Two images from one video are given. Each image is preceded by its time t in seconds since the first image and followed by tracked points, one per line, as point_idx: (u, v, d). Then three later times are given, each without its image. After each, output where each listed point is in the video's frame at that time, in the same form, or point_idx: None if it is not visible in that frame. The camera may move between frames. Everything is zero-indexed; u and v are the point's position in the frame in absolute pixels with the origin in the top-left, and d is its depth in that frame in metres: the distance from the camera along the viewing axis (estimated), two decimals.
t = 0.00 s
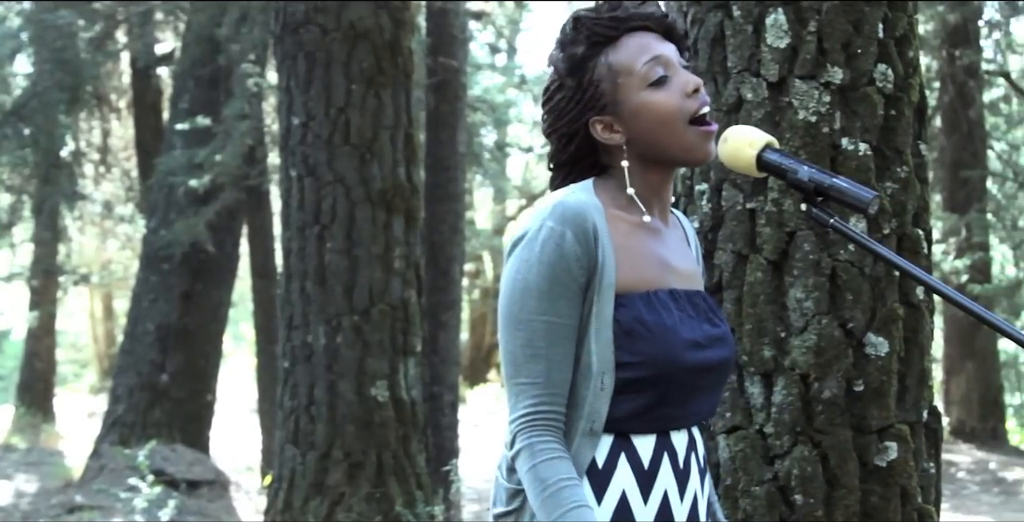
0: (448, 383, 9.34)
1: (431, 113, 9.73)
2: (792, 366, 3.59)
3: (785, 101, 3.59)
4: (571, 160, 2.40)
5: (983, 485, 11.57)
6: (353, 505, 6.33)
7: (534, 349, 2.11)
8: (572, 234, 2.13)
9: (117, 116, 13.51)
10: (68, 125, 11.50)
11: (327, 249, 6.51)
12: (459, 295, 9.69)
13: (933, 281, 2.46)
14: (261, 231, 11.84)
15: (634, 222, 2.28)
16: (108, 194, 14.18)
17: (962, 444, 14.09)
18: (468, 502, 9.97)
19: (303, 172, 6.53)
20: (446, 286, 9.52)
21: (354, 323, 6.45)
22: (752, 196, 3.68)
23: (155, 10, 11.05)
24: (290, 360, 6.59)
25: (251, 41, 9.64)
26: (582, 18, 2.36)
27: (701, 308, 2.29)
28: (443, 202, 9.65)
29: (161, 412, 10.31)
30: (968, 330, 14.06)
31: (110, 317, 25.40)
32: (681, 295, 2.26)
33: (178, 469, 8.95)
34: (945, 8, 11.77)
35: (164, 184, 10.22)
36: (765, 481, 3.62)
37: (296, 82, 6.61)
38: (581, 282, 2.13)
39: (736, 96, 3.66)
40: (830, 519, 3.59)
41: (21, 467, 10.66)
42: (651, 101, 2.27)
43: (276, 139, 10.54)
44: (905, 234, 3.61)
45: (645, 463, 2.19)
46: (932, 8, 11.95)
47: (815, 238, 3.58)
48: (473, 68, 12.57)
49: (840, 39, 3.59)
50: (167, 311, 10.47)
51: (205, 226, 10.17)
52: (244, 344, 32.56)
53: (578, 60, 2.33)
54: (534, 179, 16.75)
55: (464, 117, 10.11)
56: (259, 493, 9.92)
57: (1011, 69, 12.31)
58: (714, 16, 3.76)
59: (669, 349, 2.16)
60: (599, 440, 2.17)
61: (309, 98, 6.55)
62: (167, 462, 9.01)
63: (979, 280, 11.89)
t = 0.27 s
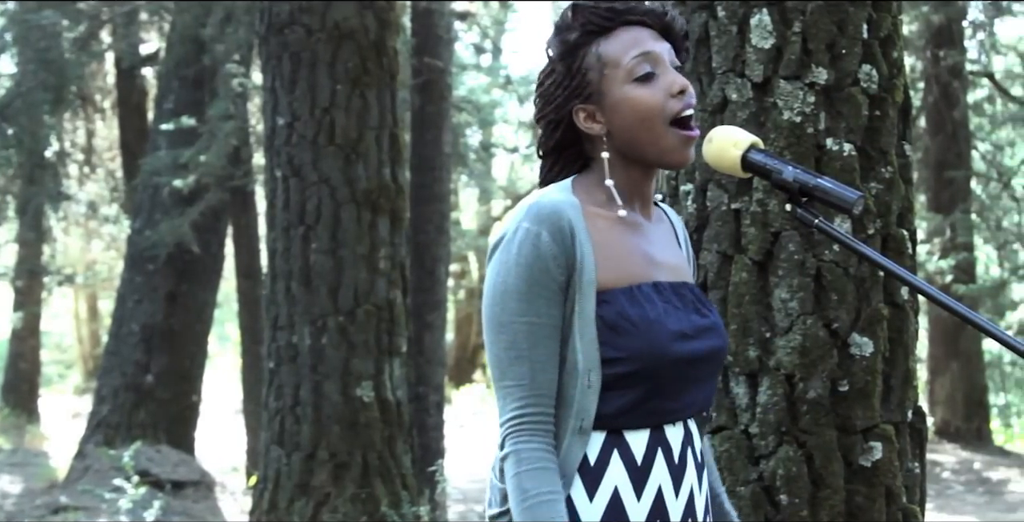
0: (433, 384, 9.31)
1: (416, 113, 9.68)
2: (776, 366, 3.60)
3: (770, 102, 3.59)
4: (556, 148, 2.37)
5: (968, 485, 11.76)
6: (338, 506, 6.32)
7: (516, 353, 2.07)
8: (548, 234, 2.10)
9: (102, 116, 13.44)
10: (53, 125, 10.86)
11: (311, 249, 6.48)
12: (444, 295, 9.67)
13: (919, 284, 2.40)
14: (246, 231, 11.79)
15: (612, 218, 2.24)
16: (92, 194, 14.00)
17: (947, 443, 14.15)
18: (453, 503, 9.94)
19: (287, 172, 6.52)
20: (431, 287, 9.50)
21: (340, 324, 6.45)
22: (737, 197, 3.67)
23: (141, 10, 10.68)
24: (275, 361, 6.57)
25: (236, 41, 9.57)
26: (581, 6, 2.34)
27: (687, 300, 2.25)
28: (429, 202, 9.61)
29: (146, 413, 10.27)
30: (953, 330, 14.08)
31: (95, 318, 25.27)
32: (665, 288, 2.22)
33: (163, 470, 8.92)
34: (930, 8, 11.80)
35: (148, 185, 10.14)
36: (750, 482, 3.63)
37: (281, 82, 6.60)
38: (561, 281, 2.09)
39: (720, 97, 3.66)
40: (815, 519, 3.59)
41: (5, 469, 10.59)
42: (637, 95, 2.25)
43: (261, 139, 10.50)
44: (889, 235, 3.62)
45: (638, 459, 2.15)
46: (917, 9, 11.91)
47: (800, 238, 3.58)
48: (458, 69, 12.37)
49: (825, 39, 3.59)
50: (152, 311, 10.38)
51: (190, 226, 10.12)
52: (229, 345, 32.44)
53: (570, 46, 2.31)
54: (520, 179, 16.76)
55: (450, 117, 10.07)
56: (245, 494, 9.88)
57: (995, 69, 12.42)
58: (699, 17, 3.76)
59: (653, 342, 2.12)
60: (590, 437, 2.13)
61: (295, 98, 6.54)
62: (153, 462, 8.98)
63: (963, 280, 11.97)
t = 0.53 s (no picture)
0: (422, 384, 9.30)
1: (404, 113, 9.68)
2: (765, 366, 3.60)
3: (758, 102, 3.60)
4: (542, 133, 2.42)
5: (956, 484, 11.86)
6: (327, 506, 6.32)
7: (495, 369, 2.12)
8: (519, 248, 2.12)
9: (90, 117, 13.43)
10: (39, 125, 10.67)
11: (300, 250, 6.46)
12: (432, 296, 9.67)
13: (904, 281, 2.45)
14: (234, 231, 11.78)
15: (590, 219, 2.25)
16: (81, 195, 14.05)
17: (935, 443, 14.19)
18: (441, 502, 9.93)
19: (275, 173, 6.51)
20: (420, 287, 9.50)
21: (328, 324, 6.45)
22: (725, 196, 3.68)
23: (129, 10, 10.56)
24: (264, 361, 6.55)
25: (224, 41, 9.60)
26: None
27: (673, 294, 2.26)
28: (417, 202, 9.62)
29: (135, 414, 10.16)
30: (940, 330, 14.11)
31: (83, 318, 25.19)
32: (650, 286, 2.23)
33: (152, 471, 8.91)
34: (918, 9, 11.82)
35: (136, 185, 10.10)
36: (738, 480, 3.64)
37: (269, 82, 6.59)
38: (535, 294, 2.12)
39: (709, 97, 3.67)
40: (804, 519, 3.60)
41: None
42: (621, 84, 2.28)
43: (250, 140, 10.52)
44: (877, 234, 3.63)
45: (634, 454, 2.17)
46: (905, 9, 11.93)
47: (788, 238, 3.58)
48: (448, 68, 12.55)
49: (813, 39, 3.60)
50: (141, 313, 10.29)
51: (177, 228, 10.07)
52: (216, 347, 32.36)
53: (564, 31, 2.36)
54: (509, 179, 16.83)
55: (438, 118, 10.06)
56: (233, 495, 9.87)
57: (983, 69, 12.36)
58: (688, 16, 3.77)
59: (633, 344, 2.13)
60: (580, 437, 2.16)
61: (283, 99, 6.53)
62: (141, 464, 8.96)
63: (952, 280, 12.07)
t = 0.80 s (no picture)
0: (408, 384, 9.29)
1: (390, 114, 9.71)
2: (750, 366, 3.60)
3: (743, 102, 3.60)
4: (527, 140, 2.46)
5: (942, 483, 11.90)
6: (313, 507, 6.31)
7: (479, 402, 2.17)
8: (494, 284, 2.16)
9: (74, 117, 13.38)
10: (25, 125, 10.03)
11: (286, 250, 6.46)
12: (418, 296, 9.67)
13: (889, 280, 2.47)
14: (220, 231, 11.75)
15: (567, 246, 2.28)
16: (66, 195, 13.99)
17: (920, 441, 14.25)
18: (427, 502, 9.92)
19: (261, 173, 6.49)
20: (406, 287, 9.50)
21: (314, 325, 6.44)
22: (711, 197, 3.68)
23: (115, 10, 10.85)
24: (249, 362, 6.54)
25: (211, 41, 9.60)
26: (576, 11, 2.47)
27: (651, 315, 2.29)
28: (404, 202, 9.65)
29: (121, 415, 10.08)
30: (926, 330, 14.15)
31: (68, 319, 25.07)
32: (627, 310, 2.26)
33: (138, 472, 8.85)
34: (903, 9, 12.01)
35: (120, 186, 9.95)
36: (724, 480, 3.65)
37: (255, 82, 6.56)
38: (513, 328, 2.16)
39: (694, 97, 3.68)
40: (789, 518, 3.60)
41: None
42: (606, 94, 2.31)
43: (234, 139, 10.49)
44: (861, 235, 3.63)
45: (619, 469, 2.21)
46: (889, 9, 12.14)
47: (773, 238, 3.58)
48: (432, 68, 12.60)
49: (798, 39, 3.60)
50: (126, 313, 10.25)
51: (163, 227, 10.05)
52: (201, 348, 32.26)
53: (555, 40, 2.43)
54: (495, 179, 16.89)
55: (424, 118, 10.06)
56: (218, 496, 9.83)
57: (967, 70, 13.04)
58: (672, 17, 3.76)
59: (611, 370, 2.17)
60: (565, 458, 2.21)
61: (268, 98, 6.51)
62: (127, 465, 8.90)
63: (936, 279, 12.09)
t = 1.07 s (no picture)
0: (393, 385, 9.28)
1: (375, 113, 9.54)
2: (734, 366, 3.61)
3: (727, 103, 3.61)
4: (510, 140, 2.44)
5: (925, 482, 11.92)
6: (298, 508, 6.31)
7: (466, 398, 2.14)
8: (483, 279, 2.13)
9: (57, 118, 13.32)
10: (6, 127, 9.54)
11: (270, 250, 6.46)
12: (402, 297, 9.64)
13: (873, 281, 2.44)
14: (204, 233, 11.72)
15: (553, 242, 2.27)
16: (49, 196, 13.93)
17: (903, 441, 14.29)
18: (411, 504, 9.92)
19: (245, 174, 6.48)
20: (391, 287, 9.48)
21: (298, 326, 6.43)
22: (695, 197, 3.68)
23: (98, 10, 10.71)
24: (233, 363, 6.52)
25: (194, 41, 9.77)
26: (560, 7, 2.44)
27: (637, 310, 2.28)
28: (388, 204, 9.52)
29: (105, 416, 10.02)
30: (909, 330, 14.19)
31: (50, 320, 24.93)
32: (614, 305, 2.26)
33: (122, 474, 8.79)
34: (886, 10, 12.33)
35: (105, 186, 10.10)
36: (708, 480, 3.67)
37: (238, 82, 6.55)
38: (502, 323, 2.14)
39: (678, 98, 3.68)
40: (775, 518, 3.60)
41: None
42: (592, 93, 2.30)
43: (218, 139, 10.47)
44: (845, 234, 3.64)
45: (608, 463, 2.21)
46: (873, 10, 12.42)
47: (757, 238, 3.59)
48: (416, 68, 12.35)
49: (782, 40, 3.61)
50: (110, 315, 10.16)
51: (146, 228, 10.04)
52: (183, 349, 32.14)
53: (538, 39, 2.40)
54: (479, 180, 16.94)
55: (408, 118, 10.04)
56: (202, 498, 9.78)
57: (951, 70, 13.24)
58: (656, 18, 3.76)
59: (599, 365, 2.16)
60: (553, 453, 2.19)
61: (252, 99, 6.48)
62: (110, 466, 8.84)
63: (919, 280, 12.06)
